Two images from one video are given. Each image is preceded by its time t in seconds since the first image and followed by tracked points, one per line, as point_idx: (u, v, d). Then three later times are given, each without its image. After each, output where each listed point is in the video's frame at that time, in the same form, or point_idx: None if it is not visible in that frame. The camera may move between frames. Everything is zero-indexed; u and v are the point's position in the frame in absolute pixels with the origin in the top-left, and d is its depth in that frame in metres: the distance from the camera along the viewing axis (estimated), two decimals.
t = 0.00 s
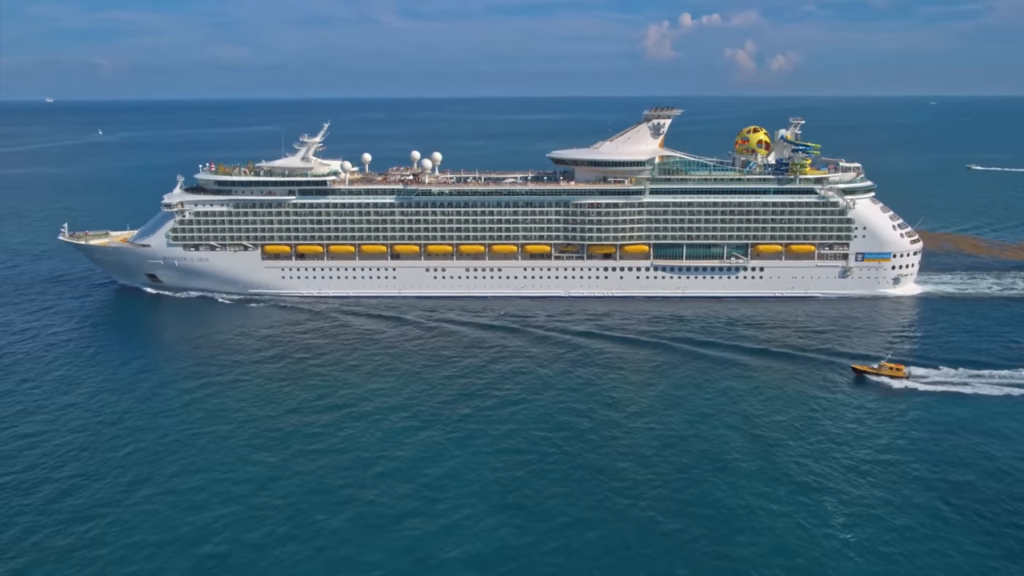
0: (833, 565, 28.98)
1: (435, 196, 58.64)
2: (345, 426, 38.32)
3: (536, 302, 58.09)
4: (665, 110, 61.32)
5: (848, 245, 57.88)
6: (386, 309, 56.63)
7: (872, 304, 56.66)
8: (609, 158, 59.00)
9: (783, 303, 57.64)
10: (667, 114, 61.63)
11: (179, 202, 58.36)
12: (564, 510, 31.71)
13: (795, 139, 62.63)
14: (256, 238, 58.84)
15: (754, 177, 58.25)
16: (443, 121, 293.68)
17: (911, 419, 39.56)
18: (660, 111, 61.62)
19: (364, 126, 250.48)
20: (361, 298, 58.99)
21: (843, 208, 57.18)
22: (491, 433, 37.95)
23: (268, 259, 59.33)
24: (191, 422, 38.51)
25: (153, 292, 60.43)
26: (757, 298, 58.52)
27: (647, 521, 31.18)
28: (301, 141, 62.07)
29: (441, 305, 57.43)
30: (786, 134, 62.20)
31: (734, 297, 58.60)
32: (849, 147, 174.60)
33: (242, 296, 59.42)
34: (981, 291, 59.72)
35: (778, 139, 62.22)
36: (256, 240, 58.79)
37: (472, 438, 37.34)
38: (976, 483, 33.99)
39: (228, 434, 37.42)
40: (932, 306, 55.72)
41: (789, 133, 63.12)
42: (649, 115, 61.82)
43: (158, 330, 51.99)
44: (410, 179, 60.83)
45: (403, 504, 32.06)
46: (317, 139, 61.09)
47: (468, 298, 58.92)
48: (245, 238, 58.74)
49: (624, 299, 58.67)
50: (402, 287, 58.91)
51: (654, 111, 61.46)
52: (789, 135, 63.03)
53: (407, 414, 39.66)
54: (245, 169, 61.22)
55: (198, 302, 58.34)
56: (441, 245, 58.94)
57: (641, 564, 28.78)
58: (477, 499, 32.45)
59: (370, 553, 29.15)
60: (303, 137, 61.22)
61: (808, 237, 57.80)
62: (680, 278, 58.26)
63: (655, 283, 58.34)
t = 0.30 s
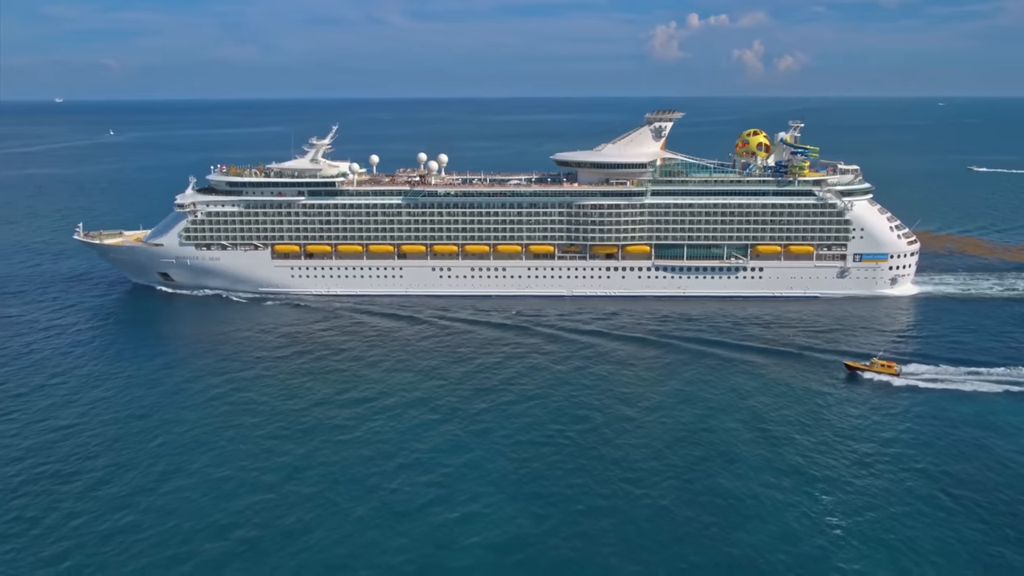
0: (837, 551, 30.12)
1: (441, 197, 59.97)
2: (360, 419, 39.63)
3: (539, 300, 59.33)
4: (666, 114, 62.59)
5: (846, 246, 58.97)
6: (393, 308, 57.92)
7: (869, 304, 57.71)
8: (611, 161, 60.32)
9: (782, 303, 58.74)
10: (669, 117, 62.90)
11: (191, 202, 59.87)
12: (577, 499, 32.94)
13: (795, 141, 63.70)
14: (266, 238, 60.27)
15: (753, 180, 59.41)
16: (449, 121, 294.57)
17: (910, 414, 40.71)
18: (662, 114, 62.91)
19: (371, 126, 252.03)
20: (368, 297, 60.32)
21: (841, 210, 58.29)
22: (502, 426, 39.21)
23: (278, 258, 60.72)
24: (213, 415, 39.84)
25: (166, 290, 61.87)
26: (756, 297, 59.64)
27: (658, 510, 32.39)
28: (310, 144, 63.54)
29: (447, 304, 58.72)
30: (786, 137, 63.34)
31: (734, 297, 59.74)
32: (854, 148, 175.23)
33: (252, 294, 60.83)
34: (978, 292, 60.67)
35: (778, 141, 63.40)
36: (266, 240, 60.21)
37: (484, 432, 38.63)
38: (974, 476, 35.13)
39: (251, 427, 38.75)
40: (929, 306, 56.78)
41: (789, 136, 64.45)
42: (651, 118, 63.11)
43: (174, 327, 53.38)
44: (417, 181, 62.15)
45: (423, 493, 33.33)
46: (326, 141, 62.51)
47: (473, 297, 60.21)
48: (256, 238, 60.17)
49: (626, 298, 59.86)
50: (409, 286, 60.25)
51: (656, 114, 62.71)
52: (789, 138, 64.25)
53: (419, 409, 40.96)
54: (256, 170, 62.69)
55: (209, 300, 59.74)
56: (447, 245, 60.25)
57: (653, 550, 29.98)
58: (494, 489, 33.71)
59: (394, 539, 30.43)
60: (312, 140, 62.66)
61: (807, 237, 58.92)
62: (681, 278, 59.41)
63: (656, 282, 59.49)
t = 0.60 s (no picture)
0: (841, 538, 31.31)
1: (445, 198, 61.28)
2: (373, 414, 40.95)
3: (542, 300, 60.58)
4: (666, 117, 63.88)
5: (843, 247, 60.09)
6: (398, 306, 59.24)
7: (865, 304, 58.89)
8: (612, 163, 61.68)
9: (780, 302, 59.90)
10: (669, 120, 64.23)
11: (201, 203, 61.26)
12: (589, 490, 34.17)
13: (795, 145, 64.61)
14: (274, 238, 61.62)
15: (751, 182, 60.72)
16: (454, 120, 296.12)
17: (908, 410, 41.88)
18: (662, 117, 64.22)
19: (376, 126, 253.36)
20: (374, 296, 61.64)
21: (837, 211, 59.48)
22: (510, 421, 40.48)
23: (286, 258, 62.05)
24: (232, 410, 41.16)
25: (176, 288, 63.27)
26: (754, 297, 60.81)
27: (660, 500, 33.58)
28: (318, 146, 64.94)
29: (451, 303, 60.02)
30: (784, 140, 64.44)
31: (732, 297, 60.92)
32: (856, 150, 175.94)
33: (259, 293, 62.21)
34: (973, 292, 61.74)
35: (776, 144, 64.58)
36: (274, 240, 61.57)
37: (490, 426, 39.87)
38: (971, 468, 36.29)
39: (271, 421, 40.09)
40: (925, 305, 57.94)
41: (785, 139, 66.03)
42: (652, 122, 64.41)
43: (188, 325, 54.74)
44: (422, 182, 63.53)
45: (438, 484, 34.59)
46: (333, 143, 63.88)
47: (477, 296, 61.50)
48: (264, 238, 61.52)
49: (626, 298, 61.06)
50: (413, 285, 61.58)
51: (656, 117, 64.00)
52: (787, 141, 65.50)
53: (429, 404, 42.24)
54: (265, 171, 64.10)
55: (219, 299, 61.10)
56: (451, 245, 61.53)
57: (664, 537, 31.21)
58: (501, 480, 34.94)
59: (414, 526, 31.71)
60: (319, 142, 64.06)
61: (804, 238, 60.07)
62: (680, 278, 60.62)
63: (656, 282, 60.70)
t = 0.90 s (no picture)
0: (843, 528, 32.43)
1: (448, 201, 62.54)
2: (382, 410, 42.20)
3: (542, 300, 61.85)
4: (664, 121, 65.18)
5: (837, 249, 61.23)
6: (402, 306, 60.53)
7: (860, 305, 60.01)
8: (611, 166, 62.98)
9: (776, 303, 61.10)
10: (667, 124, 65.49)
11: (209, 205, 62.62)
12: (594, 483, 35.34)
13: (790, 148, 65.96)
14: (280, 239, 62.95)
15: (746, 185, 62.02)
16: (457, 122, 297.34)
17: (903, 407, 43.04)
18: (660, 122, 65.51)
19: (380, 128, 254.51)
20: (378, 296, 62.95)
21: (832, 214, 60.69)
22: (512, 417, 41.68)
23: (291, 259, 63.38)
24: (243, 407, 42.40)
25: (184, 288, 64.60)
26: (751, 298, 61.98)
27: (661, 493, 34.74)
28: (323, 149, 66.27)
29: (454, 303, 61.31)
30: (780, 144, 65.78)
31: (729, 297, 62.12)
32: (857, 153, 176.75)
33: (265, 293, 63.55)
34: (966, 292, 62.83)
35: (772, 148, 65.87)
36: (280, 241, 62.91)
37: (494, 422, 41.07)
38: (967, 462, 37.43)
39: (285, 417, 41.30)
40: (919, 306, 59.04)
41: (780, 143, 67.39)
42: (650, 126, 65.70)
43: (198, 324, 56.02)
44: (425, 185, 64.86)
45: (445, 477, 35.75)
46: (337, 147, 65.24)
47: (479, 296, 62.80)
48: (271, 239, 62.85)
49: (625, 298, 62.29)
50: (416, 286, 62.92)
51: (654, 121, 65.28)
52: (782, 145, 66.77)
53: (435, 401, 43.49)
54: (271, 174, 65.48)
55: (227, 299, 62.41)
56: (453, 247, 62.81)
57: (666, 527, 32.32)
58: (506, 474, 36.13)
59: (430, 516, 32.87)
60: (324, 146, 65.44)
61: (799, 241, 61.26)
62: (677, 280, 61.87)
63: (654, 283, 61.93)
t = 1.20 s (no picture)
0: (841, 518, 33.61)
1: (448, 203, 63.70)
2: (387, 407, 43.41)
3: (541, 301, 63.11)
4: (660, 125, 66.42)
5: (829, 251, 62.42)
6: (403, 307, 61.78)
7: (851, 305, 61.30)
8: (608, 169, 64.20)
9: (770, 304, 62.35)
10: (663, 128, 66.72)
11: (214, 207, 63.83)
12: (597, 477, 36.51)
13: (783, 152, 67.25)
14: (283, 240, 64.21)
15: (740, 188, 63.24)
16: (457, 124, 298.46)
17: (897, 404, 44.25)
18: (656, 126, 66.74)
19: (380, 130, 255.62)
20: (380, 296, 64.23)
21: (824, 217, 61.90)
22: (514, 414, 42.88)
23: (294, 259, 64.62)
24: (252, 404, 43.60)
25: (189, 288, 65.86)
26: (745, 299, 63.21)
27: (662, 486, 35.92)
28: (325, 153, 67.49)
29: (454, 304, 62.59)
30: (773, 148, 67.05)
31: (724, 298, 63.36)
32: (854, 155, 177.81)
33: (269, 293, 64.82)
34: (956, 294, 64.08)
35: (766, 152, 67.11)
36: (283, 243, 64.17)
37: (496, 419, 42.27)
38: (960, 456, 38.63)
39: (296, 414, 42.50)
40: (910, 307, 60.29)
41: (774, 146, 68.62)
42: (646, 130, 66.92)
43: (207, 324, 57.23)
44: (426, 188, 66.06)
45: (453, 471, 36.92)
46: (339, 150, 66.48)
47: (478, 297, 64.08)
48: (274, 240, 64.09)
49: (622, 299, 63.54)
50: (417, 286, 64.19)
51: (650, 125, 66.52)
52: (776, 148, 68.02)
53: (439, 398, 44.71)
54: (274, 177, 66.72)
55: (232, 299, 63.66)
56: (453, 248, 64.05)
57: (669, 518, 33.50)
58: (511, 468, 37.30)
59: (441, 508, 34.03)
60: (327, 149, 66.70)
61: (792, 243, 62.52)
62: (673, 281, 63.14)
63: (650, 284, 63.19)
